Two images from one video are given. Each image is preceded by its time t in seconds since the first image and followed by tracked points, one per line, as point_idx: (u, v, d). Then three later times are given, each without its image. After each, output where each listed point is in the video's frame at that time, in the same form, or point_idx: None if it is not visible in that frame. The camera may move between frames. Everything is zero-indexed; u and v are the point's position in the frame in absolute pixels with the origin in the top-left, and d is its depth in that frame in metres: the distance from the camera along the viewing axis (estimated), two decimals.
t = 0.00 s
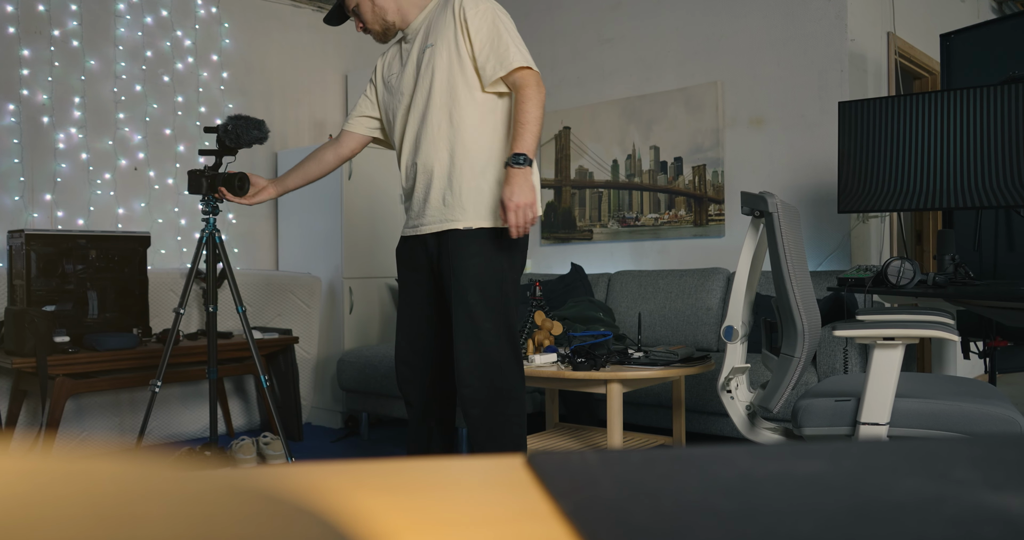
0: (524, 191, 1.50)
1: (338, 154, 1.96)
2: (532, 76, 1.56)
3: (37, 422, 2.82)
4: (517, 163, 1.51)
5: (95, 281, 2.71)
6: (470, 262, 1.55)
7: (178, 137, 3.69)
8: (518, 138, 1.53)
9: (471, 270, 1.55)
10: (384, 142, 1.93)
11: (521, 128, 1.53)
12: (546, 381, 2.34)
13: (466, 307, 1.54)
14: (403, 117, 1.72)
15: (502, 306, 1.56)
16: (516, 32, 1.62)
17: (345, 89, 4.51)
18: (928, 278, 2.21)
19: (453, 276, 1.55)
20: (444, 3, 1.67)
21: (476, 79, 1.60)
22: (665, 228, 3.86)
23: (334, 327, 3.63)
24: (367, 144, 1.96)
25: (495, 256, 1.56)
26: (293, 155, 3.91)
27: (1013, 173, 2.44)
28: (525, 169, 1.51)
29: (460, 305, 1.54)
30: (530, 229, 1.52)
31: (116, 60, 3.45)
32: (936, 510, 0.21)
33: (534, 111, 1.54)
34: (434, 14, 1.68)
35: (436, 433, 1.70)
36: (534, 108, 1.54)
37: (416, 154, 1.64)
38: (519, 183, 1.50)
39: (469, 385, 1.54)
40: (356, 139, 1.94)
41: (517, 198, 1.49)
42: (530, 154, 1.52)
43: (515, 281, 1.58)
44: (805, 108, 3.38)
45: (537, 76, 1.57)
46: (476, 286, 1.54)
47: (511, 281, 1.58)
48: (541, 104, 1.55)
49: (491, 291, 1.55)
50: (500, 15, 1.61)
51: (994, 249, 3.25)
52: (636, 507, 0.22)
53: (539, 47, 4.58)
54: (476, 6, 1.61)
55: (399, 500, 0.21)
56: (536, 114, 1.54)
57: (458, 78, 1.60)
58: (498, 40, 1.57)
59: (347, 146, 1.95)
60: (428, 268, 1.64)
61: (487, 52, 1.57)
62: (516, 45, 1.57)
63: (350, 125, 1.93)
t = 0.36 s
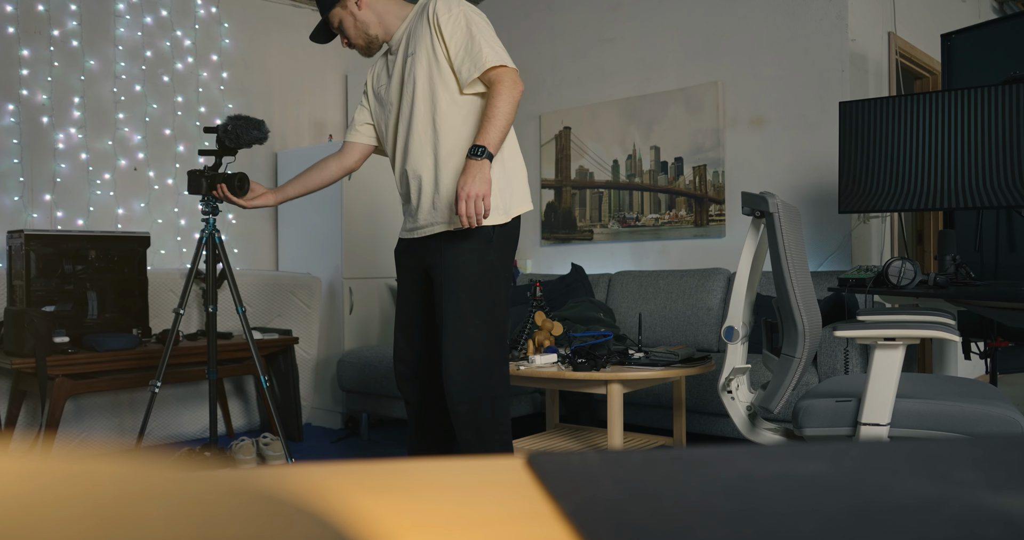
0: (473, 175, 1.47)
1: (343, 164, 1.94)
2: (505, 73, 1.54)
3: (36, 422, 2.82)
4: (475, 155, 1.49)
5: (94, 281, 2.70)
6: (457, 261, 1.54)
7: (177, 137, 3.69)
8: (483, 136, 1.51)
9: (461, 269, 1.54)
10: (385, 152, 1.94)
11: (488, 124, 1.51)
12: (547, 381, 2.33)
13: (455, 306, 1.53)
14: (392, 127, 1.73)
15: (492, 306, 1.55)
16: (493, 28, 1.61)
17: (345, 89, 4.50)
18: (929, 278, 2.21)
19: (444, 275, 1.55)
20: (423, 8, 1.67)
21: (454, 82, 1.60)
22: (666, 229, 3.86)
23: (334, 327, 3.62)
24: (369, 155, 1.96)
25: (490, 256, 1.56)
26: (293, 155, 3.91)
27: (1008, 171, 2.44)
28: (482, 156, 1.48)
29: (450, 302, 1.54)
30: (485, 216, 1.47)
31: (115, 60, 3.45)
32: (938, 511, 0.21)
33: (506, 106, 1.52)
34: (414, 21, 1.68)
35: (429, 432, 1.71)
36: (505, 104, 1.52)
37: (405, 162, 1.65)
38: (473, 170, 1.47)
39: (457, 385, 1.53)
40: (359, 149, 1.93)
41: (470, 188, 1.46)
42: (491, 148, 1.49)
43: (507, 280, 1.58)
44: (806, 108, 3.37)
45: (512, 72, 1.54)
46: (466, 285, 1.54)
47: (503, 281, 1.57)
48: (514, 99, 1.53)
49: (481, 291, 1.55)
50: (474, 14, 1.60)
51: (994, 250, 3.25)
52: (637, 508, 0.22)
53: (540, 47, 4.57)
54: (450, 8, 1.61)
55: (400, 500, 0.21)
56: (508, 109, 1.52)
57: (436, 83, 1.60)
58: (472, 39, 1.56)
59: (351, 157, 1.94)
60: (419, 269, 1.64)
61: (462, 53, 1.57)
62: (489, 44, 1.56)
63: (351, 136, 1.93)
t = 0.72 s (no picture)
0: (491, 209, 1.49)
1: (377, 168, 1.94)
2: (516, 85, 1.55)
3: (36, 423, 2.82)
4: (485, 179, 1.50)
5: (93, 282, 2.70)
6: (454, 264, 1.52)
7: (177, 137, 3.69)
8: (494, 152, 1.52)
9: (456, 274, 1.52)
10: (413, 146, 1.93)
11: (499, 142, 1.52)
12: (547, 382, 2.33)
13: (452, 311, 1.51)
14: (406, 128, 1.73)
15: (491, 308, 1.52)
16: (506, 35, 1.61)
17: (345, 88, 4.50)
18: (930, 278, 2.21)
19: (441, 280, 1.53)
20: (437, 10, 1.67)
21: (465, 89, 1.60)
22: (666, 229, 3.86)
23: (333, 328, 3.62)
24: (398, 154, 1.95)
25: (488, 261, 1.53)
26: (293, 156, 3.92)
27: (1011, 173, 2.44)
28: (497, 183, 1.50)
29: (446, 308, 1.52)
30: (509, 240, 1.52)
31: (115, 60, 3.45)
32: (938, 511, 0.20)
33: (516, 119, 1.53)
34: (428, 24, 1.68)
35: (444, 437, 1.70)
36: (516, 119, 1.53)
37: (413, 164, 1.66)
38: (490, 200, 1.49)
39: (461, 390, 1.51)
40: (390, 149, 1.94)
41: (485, 215, 1.49)
42: (502, 169, 1.51)
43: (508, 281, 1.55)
44: (806, 108, 3.37)
45: (522, 82, 1.56)
46: (461, 289, 1.51)
47: (503, 283, 1.54)
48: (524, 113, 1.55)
49: (477, 295, 1.52)
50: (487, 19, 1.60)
51: (995, 250, 3.25)
52: (637, 509, 0.22)
53: (540, 47, 4.57)
54: (463, 12, 1.60)
55: (401, 500, 0.21)
56: (518, 123, 1.53)
57: (448, 88, 1.60)
58: (484, 47, 1.56)
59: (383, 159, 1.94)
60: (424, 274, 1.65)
61: (475, 61, 1.57)
62: (501, 52, 1.56)
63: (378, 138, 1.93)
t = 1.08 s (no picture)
0: (523, 207, 1.38)
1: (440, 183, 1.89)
2: (549, 71, 1.45)
3: (35, 423, 2.82)
4: (521, 176, 1.40)
5: (93, 282, 2.70)
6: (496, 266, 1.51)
7: (176, 137, 3.69)
8: (530, 146, 1.43)
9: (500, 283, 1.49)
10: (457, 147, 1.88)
11: (534, 137, 1.43)
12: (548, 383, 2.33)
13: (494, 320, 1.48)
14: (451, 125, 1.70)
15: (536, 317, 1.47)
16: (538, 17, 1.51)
17: (345, 89, 4.50)
18: (931, 278, 2.21)
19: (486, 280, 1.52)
20: None
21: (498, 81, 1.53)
22: (667, 229, 3.87)
23: (333, 328, 3.62)
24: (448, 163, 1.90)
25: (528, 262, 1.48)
26: (293, 156, 3.92)
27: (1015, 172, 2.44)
28: (533, 181, 1.40)
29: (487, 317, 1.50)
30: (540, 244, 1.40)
31: (114, 60, 3.45)
32: (939, 512, 0.20)
33: (552, 107, 1.43)
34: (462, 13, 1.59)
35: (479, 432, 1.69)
36: (550, 108, 1.43)
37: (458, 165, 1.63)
38: (524, 197, 1.39)
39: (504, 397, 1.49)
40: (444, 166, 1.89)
41: (518, 214, 1.38)
42: (538, 166, 1.41)
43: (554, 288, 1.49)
44: (807, 108, 3.37)
45: (556, 67, 1.46)
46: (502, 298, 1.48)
47: (551, 291, 1.48)
48: (560, 99, 1.44)
49: (523, 303, 1.48)
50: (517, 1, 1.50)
51: (996, 250, 3.25)
52: (636, 509, 0.22)
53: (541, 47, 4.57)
54: None
55: (403, 501, 0.20)
56: (554, 112, 1.43)
57: (482, 82, 1.54)
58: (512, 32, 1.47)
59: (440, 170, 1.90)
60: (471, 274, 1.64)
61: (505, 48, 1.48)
62: (530, 36, 1.46)
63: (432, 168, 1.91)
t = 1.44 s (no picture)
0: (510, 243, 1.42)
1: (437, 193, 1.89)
2: (529, 98, 1.41)
3: (35, 424, 2.82)
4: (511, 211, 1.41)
5: (93, 282, 2.69)
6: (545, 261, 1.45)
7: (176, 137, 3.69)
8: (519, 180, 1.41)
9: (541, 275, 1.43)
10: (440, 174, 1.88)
11: (522, 172, 1.41)
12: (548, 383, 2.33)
13: (533, 314, 1.42)
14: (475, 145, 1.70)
15: (580, 313, 1.43)
16: (515, 31, 1.45)
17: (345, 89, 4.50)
18: (931, 279, 2.21)
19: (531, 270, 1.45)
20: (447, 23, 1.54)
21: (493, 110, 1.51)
22: (667, 230, 3.87)
23: (334, 329, 3.62)
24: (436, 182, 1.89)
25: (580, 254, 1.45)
26: (292, 156, 3.93)
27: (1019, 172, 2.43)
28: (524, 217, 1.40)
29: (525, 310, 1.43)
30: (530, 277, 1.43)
31: (114, 60, 3.44)
32: (940, 513, 0.20)
33: (535, 138, 1.40)
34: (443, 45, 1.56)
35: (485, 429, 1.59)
36: (534, 140, 1.40)
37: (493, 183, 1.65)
38: (513, 234, 1.41)
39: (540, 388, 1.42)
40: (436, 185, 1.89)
41: (508, 248, 1.41)
42: (528, 200, 1.40)
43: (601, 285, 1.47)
44: (808, 108, 3.37)
45: (537, 91, 1.41)
46: (546, 291, 1.43)
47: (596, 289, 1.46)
48: (547, 124, 1.41)
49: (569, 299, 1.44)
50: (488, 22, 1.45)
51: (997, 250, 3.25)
52: (637, 510, 0.22)
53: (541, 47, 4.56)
54: (463, 26, 1.47)
55: (408, 504, 0.20)
56: (539, 143, 1.40)
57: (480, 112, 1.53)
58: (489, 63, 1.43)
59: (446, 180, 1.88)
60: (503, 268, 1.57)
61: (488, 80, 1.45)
62: (507, 62, 1.41)
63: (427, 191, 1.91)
